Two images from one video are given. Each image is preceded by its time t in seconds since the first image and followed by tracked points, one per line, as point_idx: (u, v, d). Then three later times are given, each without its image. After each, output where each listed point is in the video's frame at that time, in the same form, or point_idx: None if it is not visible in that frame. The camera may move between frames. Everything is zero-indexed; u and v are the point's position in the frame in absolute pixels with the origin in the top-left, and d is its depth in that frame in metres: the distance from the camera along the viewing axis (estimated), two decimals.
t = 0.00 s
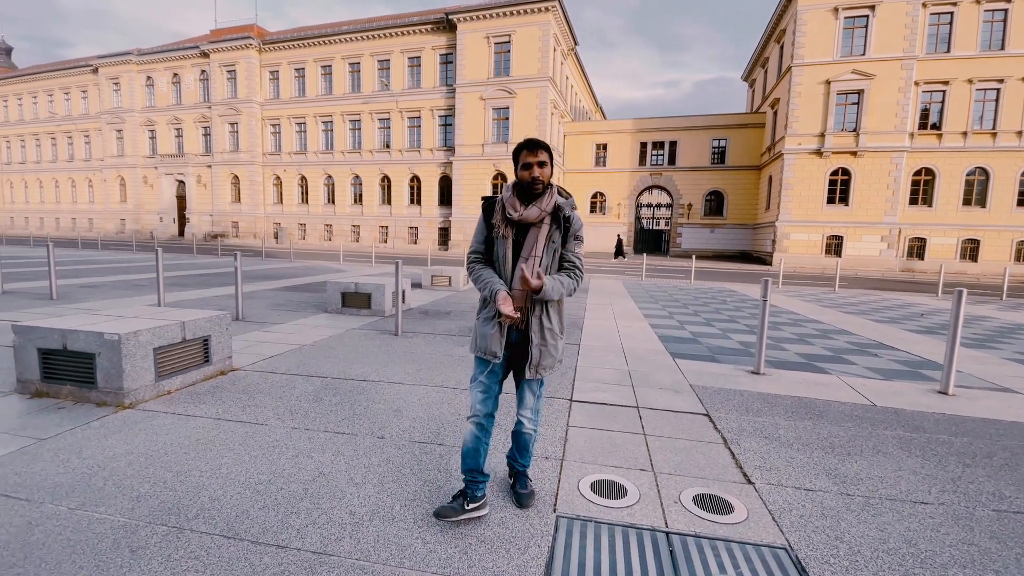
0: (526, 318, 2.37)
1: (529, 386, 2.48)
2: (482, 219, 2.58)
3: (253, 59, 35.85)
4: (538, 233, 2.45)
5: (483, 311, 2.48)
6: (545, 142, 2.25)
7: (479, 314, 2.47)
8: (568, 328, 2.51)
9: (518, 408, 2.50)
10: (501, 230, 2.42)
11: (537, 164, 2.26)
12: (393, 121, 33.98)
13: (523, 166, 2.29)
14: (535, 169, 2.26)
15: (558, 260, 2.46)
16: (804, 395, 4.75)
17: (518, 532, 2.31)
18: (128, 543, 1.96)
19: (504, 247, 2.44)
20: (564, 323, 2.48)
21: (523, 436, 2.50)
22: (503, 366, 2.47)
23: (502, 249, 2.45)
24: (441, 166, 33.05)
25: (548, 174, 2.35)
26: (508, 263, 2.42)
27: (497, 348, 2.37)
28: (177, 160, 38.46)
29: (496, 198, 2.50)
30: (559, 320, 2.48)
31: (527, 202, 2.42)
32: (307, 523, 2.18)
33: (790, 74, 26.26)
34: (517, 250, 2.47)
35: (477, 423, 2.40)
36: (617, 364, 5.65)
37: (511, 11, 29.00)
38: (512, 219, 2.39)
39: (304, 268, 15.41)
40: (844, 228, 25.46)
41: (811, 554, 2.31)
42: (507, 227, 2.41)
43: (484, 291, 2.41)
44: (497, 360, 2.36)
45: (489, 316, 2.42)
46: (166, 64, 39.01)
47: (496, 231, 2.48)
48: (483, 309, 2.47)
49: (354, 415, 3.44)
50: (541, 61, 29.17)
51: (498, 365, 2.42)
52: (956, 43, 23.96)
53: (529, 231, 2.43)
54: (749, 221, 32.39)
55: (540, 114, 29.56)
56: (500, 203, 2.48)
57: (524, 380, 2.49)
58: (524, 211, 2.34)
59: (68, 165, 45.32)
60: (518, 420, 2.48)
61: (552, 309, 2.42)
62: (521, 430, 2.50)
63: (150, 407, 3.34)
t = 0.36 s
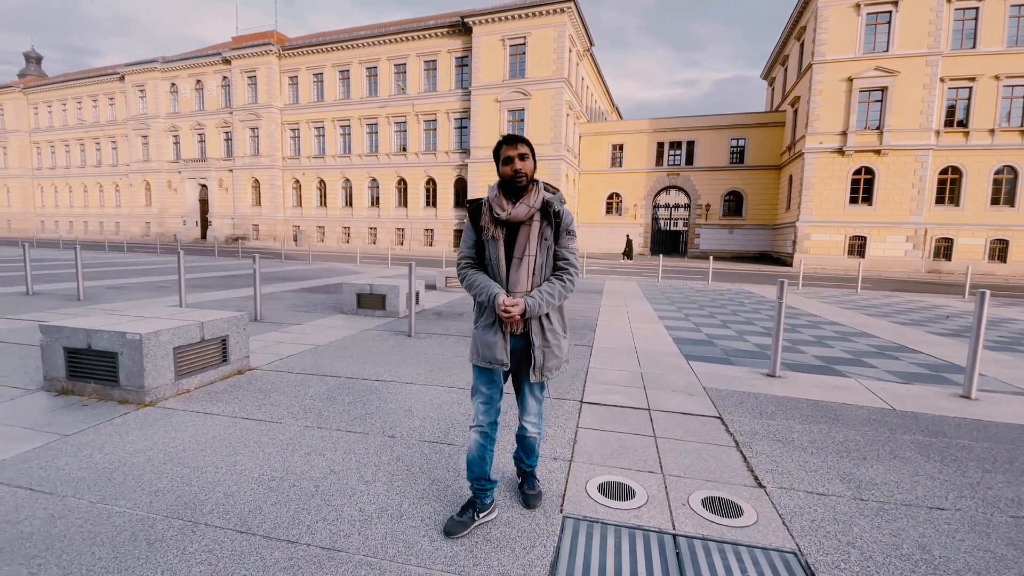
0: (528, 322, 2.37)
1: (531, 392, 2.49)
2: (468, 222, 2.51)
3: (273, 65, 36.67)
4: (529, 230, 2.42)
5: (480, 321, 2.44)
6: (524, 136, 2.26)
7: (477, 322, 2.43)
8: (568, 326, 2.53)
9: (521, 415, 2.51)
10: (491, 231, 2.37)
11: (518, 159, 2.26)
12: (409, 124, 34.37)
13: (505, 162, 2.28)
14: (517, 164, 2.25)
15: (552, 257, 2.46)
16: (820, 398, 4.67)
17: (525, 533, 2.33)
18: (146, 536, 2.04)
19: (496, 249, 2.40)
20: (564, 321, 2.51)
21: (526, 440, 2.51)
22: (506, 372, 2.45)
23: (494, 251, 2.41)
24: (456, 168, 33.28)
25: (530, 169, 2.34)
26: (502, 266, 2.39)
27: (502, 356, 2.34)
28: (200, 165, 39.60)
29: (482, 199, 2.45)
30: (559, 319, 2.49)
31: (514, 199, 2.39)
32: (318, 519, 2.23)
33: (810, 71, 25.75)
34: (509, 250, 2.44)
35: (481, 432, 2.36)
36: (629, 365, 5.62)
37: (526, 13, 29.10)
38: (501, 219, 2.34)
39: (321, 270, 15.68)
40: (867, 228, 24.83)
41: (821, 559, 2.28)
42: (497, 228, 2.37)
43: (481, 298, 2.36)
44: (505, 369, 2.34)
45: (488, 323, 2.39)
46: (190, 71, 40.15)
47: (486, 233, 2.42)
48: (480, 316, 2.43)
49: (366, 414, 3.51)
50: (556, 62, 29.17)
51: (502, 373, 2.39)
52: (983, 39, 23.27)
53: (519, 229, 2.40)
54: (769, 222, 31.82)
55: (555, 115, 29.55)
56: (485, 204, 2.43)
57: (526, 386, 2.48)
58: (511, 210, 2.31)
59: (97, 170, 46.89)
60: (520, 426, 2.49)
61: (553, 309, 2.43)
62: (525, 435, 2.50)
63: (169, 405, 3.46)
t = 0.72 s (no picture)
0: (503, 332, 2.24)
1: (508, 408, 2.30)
2: (436, 228, 2.38)
3: (284, 71, 37.20)
4: (499, 235, 2.27)
5: (453, 330, 2.33)
6: (492, 136, 2.09)
7: (450, 333, 2.33)
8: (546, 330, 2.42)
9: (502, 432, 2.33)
10: (459, 239, 2.24)
11: (485, 161, 2.10)
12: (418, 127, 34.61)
13: (471, 164, 2.12)
14: (484, 166, 2.09)
15: (523, 261, 2.30)
16: (828, 400, 4.63)
17: (524, 533, 2.34)
18: (153, 533, 2.09)
19: (465, 257, 2.27)
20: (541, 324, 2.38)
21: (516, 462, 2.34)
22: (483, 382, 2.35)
23: (463, 258, 2.28)
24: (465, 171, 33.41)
25: (498, 171, 2.17)
26: (472, 275, 2.26)
27: (473, 367, 2.26)
28: (213, 169, 40.26)
29: (449, 204, 2.31)
30: (535, 323, 2.37)
31: (482, 204, 2.24)
32: (321, 517, 2.27)
33: (821, 71, 25.47)
34: (479, 257, 2.30)
35: (466, 441, 2.34)
36: (635, 367, 5.61)
37: (534, 16, 29.19)
38: (468, 225, 2.20)
39: (330, 273, 15.83)
40: (880, 228, 24.47)
41: (822, 561, 2.26)
42: (465, 234, 2.23)
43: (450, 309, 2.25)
44: (473, 380, 2.25)
45: (460, 332, 2.29)
46: (203, 78, 40.87)
47: (455, 240, 2.29)
48: (453, 327, 2.32)
49: (371, 415, 3.55)
50: (563, 65, 29.21)
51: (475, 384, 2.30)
52: (999, 36, 22.88)
53: (489, 235, 2.26)
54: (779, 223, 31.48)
55: (563, 117, 29.59)
56: (453, 209, 2.30)
57: (502, 400, 2.31)
58: (479, 216, 2.16)
59: (112, 176, 47.85)
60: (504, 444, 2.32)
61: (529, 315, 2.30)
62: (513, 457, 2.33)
63: (178, 405, 3.53)
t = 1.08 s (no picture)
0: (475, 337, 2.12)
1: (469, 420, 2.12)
2: (412, 230, 2.33)
3: (285, 72, 37.27)
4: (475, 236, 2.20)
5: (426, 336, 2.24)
6: (476, 134, 2.04)
7: (422, 338, 2.22)
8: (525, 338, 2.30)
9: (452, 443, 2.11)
10: (433, 239, 2.18)
11: (466, 158, 2.04)
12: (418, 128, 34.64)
13: (451, 161, 2.07)
14: (464, 164, 2.03)
15: (499, 264, 2.21)
16: (824, 400, 4.64)
17: (514, 534, 2.35)
18: (147, 532, 2.11)
19: (438, 258, 2.21)
20: (520, 332, 2.27)
21: (456, 493, 1.99)
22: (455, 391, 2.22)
23: (437, 260, 2.22)
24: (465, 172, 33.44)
25: (479, 170, 2.11)
26: (445, 276, 2.20)
27: (444, 375, 2.13)
28: (213, 171, 40.38)
29: (425, 203, 2.25)
30: (512, 331, 2.24)
31: (459, 203, 2.18)
32: (315, 517, 2.29)
33: (821, 71, 25.47)
34: (453, 258, 2.24)
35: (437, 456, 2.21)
36: (632, 368, 5.62)
37: (534, 17, 29.20)
38: (441, 225, 2.14)
39: (330, 274, 15.86)
40: (880, 228, 24.46)
41: (814, 561, 2.27)
42: (439, 235, 2.17)
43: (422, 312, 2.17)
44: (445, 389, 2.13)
45: (432, 338, 2.18)
46: (204, 79, 40.97)
47: (429, 241, 2.23)
48: (425, 331, 2.23)
49: (367, 415, 3.57)
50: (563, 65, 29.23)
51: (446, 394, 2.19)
52: (1000, 35, 22.88)
53: (464, 236, 2.19)
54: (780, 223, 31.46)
55: (563, 118, 29.62)
56: (428, 209, 2.23)
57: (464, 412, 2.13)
58: (453, 215, 2.10)
59: (113, 177, 47.99)
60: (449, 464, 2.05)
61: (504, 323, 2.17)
62: (456, 484, 2.00)
63: (176, 405, 3.55)
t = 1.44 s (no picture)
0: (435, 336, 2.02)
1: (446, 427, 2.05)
2: (396, 221, 2.33)
3: (281, 68, 37.14)
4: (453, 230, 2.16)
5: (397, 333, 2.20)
6: (471, 124, 2.04)
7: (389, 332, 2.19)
8: (498, 350, 2.15)
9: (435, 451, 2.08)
10: (409, 229, 2.17)
11: (456, 146, 2.03)
12: (415, 125, 34.54)
13: (441, 149, 2.07)
14: (452, 151, 2.02)
15: (477, 264, 2.12)
16: (815, 397, 4.69)
17: (502, 530, 2.36)
18: (139, 528, 2.13)
19: (412, 249, 2.18)
20: (494, 341, 2.12)
21: (441, 497, 1.97)
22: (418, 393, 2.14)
23: (411, 251, 2.19)
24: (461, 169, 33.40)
25: (470, 161, 2.09)
26: (415, 269, 2.15)
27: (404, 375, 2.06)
28: (209, 168, 40.25)
29: (411, 193, 2.25)
30: (487, 338, 2.11)
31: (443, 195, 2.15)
32: (307, 513, 2.31)
33: (817, 69, 25.53)
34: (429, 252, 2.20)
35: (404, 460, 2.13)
36: (625, 365, 5.66)
37: (531, 14, 29.10)
38: (419, 215, 2.12)
39: (326, 271, 15.85)
40: (875, 226, 24.57)
41: (799, 555, 2.31)
42: (417, 226, 2.15)
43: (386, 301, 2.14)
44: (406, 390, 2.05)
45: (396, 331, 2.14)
46: (199, 76, 40.73)
47: (408, 232, 2.22)
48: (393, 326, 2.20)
49: (361, 413, 3.58)
50: (560, 62, 29.17)
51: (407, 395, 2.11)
52: (996, 33, 22.95)
53: (442, 229, 2.15)
54: (776, 221, 31.55)
55: (560, 116, 29.59)
56: (412, 199, 2.24)
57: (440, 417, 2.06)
58: (431, 205, 2.08)
59: (108, 174, 47.72)
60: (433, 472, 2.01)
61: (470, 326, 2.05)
62: (441, 489, 1.98)
63: (169, 403, 3.56)
